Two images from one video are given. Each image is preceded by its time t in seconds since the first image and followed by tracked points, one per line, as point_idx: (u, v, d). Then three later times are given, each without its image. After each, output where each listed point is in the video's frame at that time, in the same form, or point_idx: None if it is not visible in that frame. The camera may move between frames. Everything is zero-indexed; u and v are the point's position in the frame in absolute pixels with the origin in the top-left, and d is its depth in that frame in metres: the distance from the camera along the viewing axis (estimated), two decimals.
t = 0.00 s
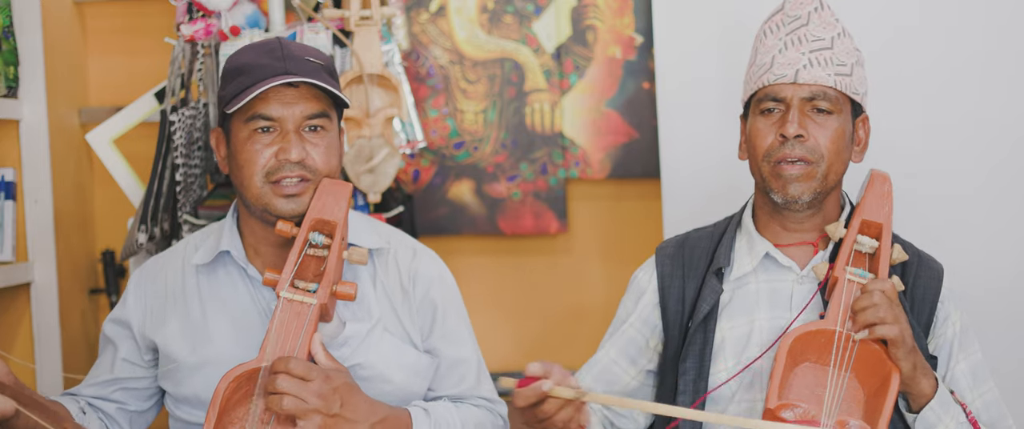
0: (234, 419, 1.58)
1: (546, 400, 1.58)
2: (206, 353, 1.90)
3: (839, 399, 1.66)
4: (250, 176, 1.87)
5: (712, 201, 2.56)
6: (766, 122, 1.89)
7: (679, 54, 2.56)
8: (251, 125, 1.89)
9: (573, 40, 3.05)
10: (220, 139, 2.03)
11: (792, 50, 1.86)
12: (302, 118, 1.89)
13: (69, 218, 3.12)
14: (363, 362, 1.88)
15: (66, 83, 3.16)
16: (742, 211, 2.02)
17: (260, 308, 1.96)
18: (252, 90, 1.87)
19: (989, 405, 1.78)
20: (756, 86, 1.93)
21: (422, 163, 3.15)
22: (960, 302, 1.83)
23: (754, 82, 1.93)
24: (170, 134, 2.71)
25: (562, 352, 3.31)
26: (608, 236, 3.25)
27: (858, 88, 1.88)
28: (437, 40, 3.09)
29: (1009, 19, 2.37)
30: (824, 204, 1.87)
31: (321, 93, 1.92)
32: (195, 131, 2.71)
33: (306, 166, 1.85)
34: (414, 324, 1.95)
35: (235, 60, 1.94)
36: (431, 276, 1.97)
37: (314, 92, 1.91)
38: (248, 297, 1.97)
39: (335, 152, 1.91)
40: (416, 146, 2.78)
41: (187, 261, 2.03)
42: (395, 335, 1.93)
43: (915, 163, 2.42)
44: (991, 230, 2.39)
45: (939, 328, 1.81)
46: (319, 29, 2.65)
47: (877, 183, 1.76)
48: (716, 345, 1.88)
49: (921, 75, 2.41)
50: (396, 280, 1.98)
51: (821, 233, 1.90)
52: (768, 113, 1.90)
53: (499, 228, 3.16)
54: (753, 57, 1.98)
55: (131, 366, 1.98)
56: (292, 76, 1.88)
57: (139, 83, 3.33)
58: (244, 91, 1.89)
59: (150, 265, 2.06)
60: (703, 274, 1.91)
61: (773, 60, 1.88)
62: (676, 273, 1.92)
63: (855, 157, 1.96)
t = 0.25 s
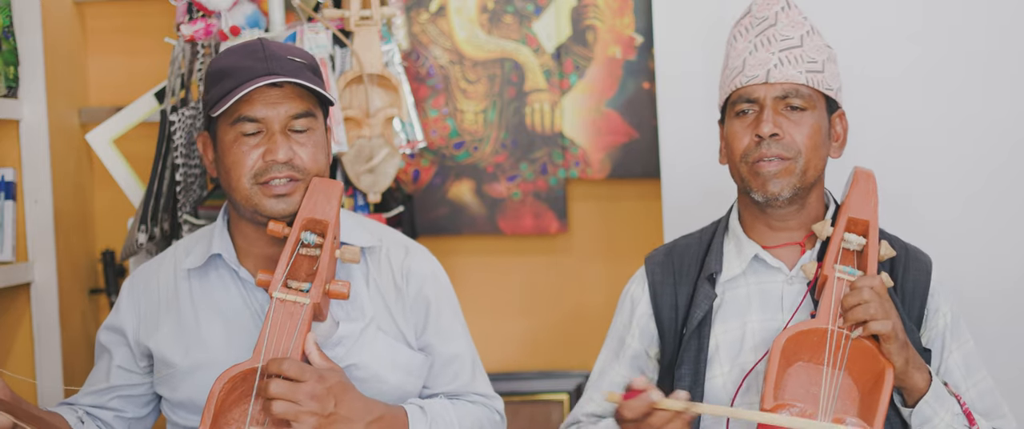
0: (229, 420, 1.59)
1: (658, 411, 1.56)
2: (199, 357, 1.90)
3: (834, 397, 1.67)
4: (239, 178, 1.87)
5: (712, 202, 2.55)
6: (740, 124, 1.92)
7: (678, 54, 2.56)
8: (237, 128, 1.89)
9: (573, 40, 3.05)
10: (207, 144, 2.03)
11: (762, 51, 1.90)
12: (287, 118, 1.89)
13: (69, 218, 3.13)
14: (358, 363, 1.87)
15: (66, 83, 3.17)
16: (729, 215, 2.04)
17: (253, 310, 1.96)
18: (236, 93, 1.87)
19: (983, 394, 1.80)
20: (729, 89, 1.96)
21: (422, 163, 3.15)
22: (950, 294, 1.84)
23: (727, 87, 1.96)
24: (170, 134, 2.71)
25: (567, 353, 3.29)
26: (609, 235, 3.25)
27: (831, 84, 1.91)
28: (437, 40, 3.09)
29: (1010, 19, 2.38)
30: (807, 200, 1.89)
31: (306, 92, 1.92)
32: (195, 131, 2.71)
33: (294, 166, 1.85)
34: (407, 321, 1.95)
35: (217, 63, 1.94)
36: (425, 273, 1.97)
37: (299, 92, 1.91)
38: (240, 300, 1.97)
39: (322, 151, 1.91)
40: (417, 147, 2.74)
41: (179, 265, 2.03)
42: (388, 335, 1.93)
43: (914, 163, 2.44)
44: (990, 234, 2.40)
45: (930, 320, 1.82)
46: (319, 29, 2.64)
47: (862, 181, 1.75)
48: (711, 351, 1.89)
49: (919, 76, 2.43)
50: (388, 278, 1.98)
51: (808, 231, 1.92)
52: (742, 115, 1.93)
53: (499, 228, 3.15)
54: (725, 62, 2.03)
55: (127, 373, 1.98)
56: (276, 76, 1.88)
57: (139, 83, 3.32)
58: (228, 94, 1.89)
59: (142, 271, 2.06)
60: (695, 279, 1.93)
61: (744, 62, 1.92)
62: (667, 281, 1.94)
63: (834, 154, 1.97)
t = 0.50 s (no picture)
0: (228, 420, 1.57)
1: None
2: (197, 358, 1.90)
3: (832, 396, 1.66)
4: (235, 179, 1.87)
5: (711, 202, 2.55)
6: (725, 128, 1.92)
7: (677, 54, 2.56)
8: (233, 128, 1.89)
9: (573, 40, 3.05)
10: (203, 145, 2.03)
11: (741, 54, 1.90)
12: (284, 118, 1.89)
13: (69, 218, 3.13)
14: (356, 361, 1.87)
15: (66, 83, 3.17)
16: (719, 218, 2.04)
17: (251, 310, 1.96)
18: (232, 93, 1.87)
19: (980, 388, 1.80)
20: (712, 95, 1.96)
21: (422, 163, 3.15)
22: (944, 290, 1.85)
23: (709, 91, 1.96)
24: (170, 134, 2.71)
25: (569, 354, 3.29)
26: (608, 234, 3.25)
27: (813, 82, 1.91)
28: (437, 40, 3.09)
29: (1010, 19, 2.38)
30: (797, 199, 1.89)
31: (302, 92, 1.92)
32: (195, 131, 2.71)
33: (291, 166, 1.85)
34: (405, 320, 1.95)
35: (212, 64, 1.94)
36: (422, 271, 1.97)
37: (295, 91, 1.91)
38: (238, 300, 1.97)
39: (319, 150, 1.91)
40: (417, 147, 2.73)
41: (177, 266, 2.04)
42: (387, 334, 1.92)
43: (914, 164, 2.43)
44: (991, 235, 2.39)
45: (925, 316, 1.82)
46: (319, 29, 2.64)
47: (852, 180, 1.75)
48: (708, 356, 1.89)
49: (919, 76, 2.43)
50: (386, 277, 1.97)
51: (801, 230, 1.91)
52: (727, 120, 1.92)
53: (499, 228, 3.15)
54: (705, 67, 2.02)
55: (126, 374, 1.98)
56: (272, 76, 1.88)
57: (139, 83, 3.32)
58: (224, 94, 1.89)
59: (140, 272, 2.06)
60: (689, 285, 1.93)
61: (724, 66, 1.92)
62: (660, 288, 1.94)
63: (821, 150, 1.98)
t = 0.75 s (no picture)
0: (232, 420, 1.58)
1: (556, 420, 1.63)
2: (200, 356, 1.90)
3: (826, 396, 1.67)
4: (245, 181, 1.87)
5: (711, 202, 2.55)
6: (718, 132, 1.92)
7: (678, 54, 2.56)
8: (244, 130, 1.89)
9: (572, 40, 3.05)
10: (212, 142, 2.02)
11: (733, 58, 1.89)
12: (295, 120, 1.89)
13: (70, 218, 3.13)
14: (360, 364, 1.87)
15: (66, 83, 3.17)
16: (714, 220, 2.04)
17: (255, 311, 1.96)
18: (244, 94, 1.87)
19: (977, 388, 1.79)
20: (705, 98, 1.95)
21: (421, 163, 3.15)
22: (940, 290, 1.85)
23: (702, 94, 1.96)
24: (170, 134, 2.71)
25: (569, 354, 3.29)
26: (608, 234, 3.25)
27: (806, 84, 1.90)
28: (437, 40, 3.09)
29: (1010, 20, 2.37)
30: (791, 202, 1.89)
31: (313, 95, 1.92)
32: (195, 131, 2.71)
33: (301, 169, 1.85)
34: (409, 323, 1.95)
35: (225, 63, 1.94)
36: (427, 275, 1.97)
37: (306, 94, 1.91)
38: (242, 299, 1.97)
39: (329, 153, 1.91)
40: (416, 146, 2.76)
41: (181, 264, 2.03)
42: (391, 337, 1.92)
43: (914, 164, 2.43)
44: (991, 235, 2.39)
45: (921, 316, 1.83)
46: (319, 29, 2.64)
47: (846, 179, 1.75)
48: (702, 356, 1.89)
49: (920, 76, 2.43)
50: (391, 280, 1.98)
51: (795, 232, 1.91)
52: (720, 123, 1.92)
53: (499, 228, 3.15)
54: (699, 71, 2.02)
55: (129, 373, 1.98)
56: (284, 79, 1.87)
57: (140, 83, 3.32)
58: (235, 95, 1.89)
59: (144, 270, 2.06)
60: (682, 286, 1.93)
61: (716, 70, 1.91)
62: (654, 287, 1.94)
63: (814, 151, 1.98)
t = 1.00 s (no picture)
0: (237, 420, 1.58)
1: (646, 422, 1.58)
2: (208, 354, 1.90)
3: (825, 396, 1.67)
4: (256, 177, 1.87)
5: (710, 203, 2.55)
6: (709, 132, 1.92)
7: (678, 55, 2.56)
8: (258, 126, 1.89)
9: (573, 40, 3.05)
10: (226, 139, 2.04)
11: (722, 57, 1.90)
12: (310, 120, 1.89)
13: (69, 218, 3.13)
14: (366, 367, 1.87)
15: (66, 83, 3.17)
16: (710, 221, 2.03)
17: (264, 310, 1.97)
18: (261, 90, 1.87)
19: (976, 384, 1.79)
20: (696, 98, 1.96)
21: (422, 163, 3.15)
22: (937, 286, 1.85)
23: (693, 95, 1.96)
24: (170, 134, 2.72)
25: (569, 354, 3.29)
26: (608, 234, 3.25)
27: (796, 82, 1.91)
28: (437, 40, 3.09)
29: (1010, 19, 2.38)
30: (785, 200, 1.88)
31: (329, 95, 1.92)
32: (195, 131, 2.70)
33: (312, 168, 1.86)
34: (417, 329, 1.95)
35: (243, 60, 1.94)
36: (436, 280, 1.97)
37: (323, 94, 1.91)
38: (250, 299, 1.98)
39: (342, 154, 1.91)
40: (417, 146, 2.76)
41: (190, 260, 2.03)
42: (398, 341, 1.93)
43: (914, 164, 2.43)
44: (992, 235, 2.39)
45: (919, 313, 1.83)
46: (319, 29, 2.64)
47: (840, 178, 1.74)
48: (701, 356, 1.89)
49: (921, 76, 2.43)
50: (399, 285, 1.98)
51: (790, 232, 1.91)
52: (711, 123, 1.92)
53: (499, 228, 3.15)
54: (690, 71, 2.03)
55: (133, 365, 1.97)
56: (301, 78, 1.88)
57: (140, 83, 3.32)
58: (252, 92, 1.89)
59: (152, 264, 2.06)
60: (681, 288, 1.93)
61: (706, 70, 1.92)
62: (654, 290, 1.94)
63: (806, 150, 1.97)
